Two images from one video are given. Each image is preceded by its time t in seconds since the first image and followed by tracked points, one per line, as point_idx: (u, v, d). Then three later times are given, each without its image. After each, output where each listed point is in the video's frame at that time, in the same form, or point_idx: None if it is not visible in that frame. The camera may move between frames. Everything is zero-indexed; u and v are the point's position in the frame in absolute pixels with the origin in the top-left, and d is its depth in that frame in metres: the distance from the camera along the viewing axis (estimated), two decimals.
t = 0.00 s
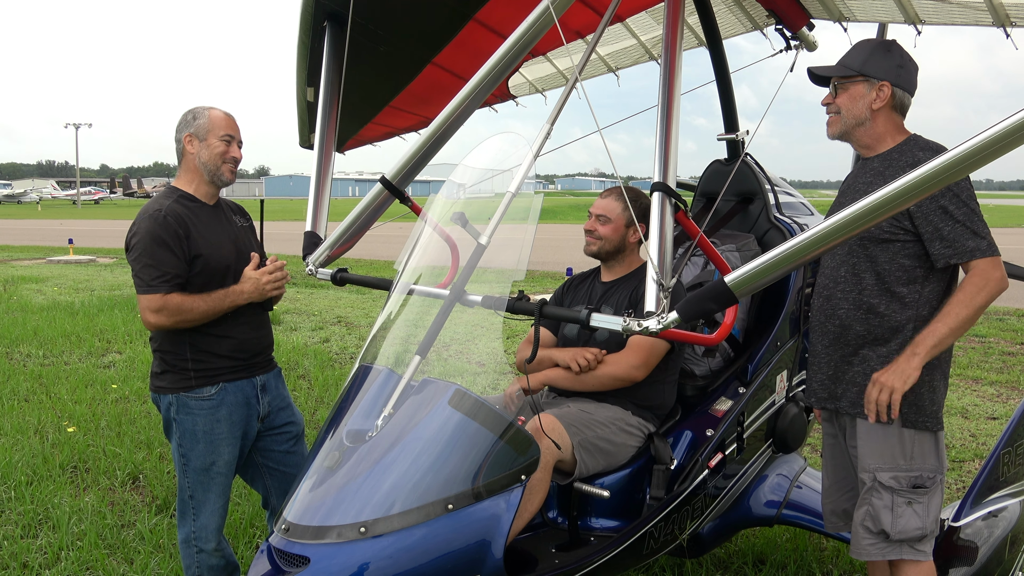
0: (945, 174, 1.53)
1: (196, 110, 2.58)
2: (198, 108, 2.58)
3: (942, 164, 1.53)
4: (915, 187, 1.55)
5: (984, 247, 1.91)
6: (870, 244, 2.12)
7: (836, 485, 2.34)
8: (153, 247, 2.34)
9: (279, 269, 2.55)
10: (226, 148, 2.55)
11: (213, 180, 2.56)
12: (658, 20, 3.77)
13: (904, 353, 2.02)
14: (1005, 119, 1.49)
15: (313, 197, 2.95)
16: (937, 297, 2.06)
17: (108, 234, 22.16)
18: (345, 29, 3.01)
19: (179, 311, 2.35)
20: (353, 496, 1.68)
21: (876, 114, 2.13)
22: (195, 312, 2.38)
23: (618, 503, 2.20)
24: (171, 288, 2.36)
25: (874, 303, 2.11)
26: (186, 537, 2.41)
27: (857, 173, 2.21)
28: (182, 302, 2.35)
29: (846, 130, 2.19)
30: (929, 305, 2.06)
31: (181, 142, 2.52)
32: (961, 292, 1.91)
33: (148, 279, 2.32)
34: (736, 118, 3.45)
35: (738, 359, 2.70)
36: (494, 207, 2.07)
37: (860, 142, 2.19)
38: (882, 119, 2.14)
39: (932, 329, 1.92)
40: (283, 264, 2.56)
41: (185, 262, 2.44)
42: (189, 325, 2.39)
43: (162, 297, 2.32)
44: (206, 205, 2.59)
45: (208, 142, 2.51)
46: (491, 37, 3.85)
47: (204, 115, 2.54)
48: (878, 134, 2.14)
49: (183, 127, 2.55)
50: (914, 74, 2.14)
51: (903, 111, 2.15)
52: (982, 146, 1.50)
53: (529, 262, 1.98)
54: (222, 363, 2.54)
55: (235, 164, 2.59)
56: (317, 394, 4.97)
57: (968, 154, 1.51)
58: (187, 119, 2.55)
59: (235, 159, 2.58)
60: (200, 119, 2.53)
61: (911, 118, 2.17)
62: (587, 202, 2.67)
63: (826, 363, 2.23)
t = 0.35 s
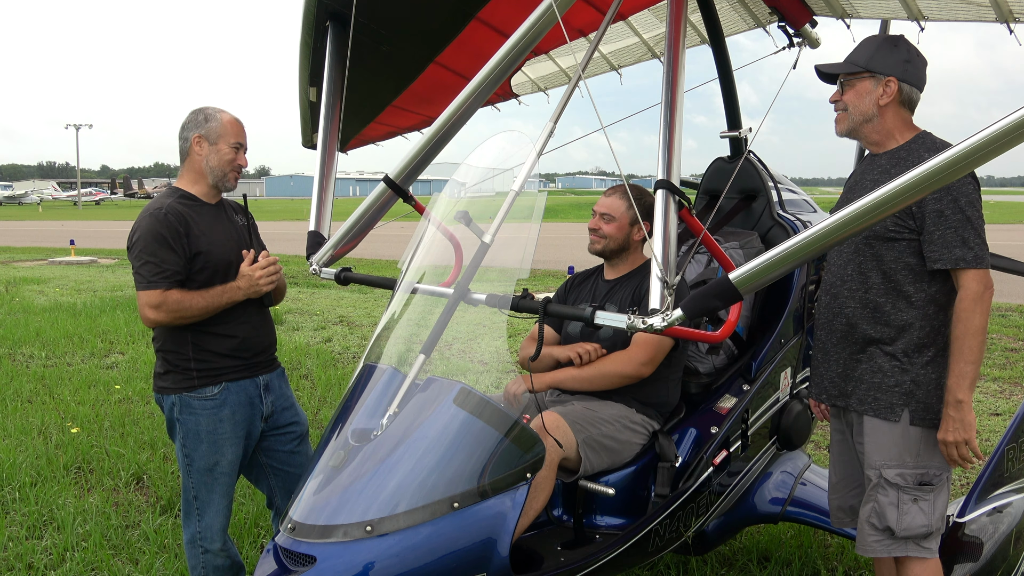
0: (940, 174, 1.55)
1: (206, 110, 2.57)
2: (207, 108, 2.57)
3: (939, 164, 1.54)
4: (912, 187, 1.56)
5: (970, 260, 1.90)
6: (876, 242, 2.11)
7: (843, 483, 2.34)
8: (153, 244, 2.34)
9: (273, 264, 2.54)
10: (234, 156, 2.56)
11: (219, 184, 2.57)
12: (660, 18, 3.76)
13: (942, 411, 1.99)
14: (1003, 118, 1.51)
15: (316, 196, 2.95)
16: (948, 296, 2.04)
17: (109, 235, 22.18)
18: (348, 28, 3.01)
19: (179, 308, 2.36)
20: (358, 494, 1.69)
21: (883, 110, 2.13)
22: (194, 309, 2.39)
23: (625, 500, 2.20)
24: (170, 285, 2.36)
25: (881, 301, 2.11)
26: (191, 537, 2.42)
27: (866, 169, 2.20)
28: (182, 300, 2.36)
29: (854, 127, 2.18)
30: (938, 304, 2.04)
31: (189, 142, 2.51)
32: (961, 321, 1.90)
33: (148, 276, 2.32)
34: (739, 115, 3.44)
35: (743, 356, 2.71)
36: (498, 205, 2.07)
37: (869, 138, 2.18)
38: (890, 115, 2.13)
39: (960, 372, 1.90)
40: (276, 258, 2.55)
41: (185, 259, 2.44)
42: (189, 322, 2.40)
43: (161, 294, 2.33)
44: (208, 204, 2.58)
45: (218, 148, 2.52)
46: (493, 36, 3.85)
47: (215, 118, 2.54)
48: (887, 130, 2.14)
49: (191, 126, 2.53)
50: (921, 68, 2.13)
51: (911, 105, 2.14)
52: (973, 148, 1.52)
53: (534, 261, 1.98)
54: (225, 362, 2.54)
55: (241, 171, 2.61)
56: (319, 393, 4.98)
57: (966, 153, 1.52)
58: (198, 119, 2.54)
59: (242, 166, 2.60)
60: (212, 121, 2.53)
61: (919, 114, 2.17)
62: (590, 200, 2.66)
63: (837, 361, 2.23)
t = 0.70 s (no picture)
0: (940, 173, 1.55)
1: (207, 109, 2.56)
2: (208, 109, 2.57)
3: (937, 164, 1.54)
4: (916, 185, 1.56)
5: (961, 261, 1.88)
6: (879, 238, 2.10)
7: (847, 481, 2.33)
8: (157, 245, 2.34)
9: (278, 265, 2.54)
10: (238, 155, 2.57)
11: (225, 183, 2.58)
12: (661, 15, 3.76)
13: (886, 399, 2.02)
14: (1003, 117, 1.51)
15: (317, 195, 2.95)
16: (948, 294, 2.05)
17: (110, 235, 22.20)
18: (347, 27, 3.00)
19: (185, 308, 2.35)
20: (362, 494, 1.69)
21: (896, 105, 2.12)
22: (200, 308, 2.39)
23: (628, 498, 2.20)
24: (175, 285, 2.36)
25: (884, 299, 2.11)
26: (194, 537, 2.42)
27: (874, 164, 2.21)
28: (188, 299, 2.36)
29: (867, 122, 2.18)
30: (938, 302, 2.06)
31: (194, 142, 2.51)
32: (931, 321, 1.91)
33: (153, 275, 2.32)
34: (741, 112, 3.44)
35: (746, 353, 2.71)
36: (501, 203, 2.07)
37: (881, 133, 2.18)
38: (903, 109, 2.13)
39: (914, 368, 1.92)
40: (281, 259, 2.54)
41: (189, 258, 2.44)
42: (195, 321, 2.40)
43: (167, 294, 2.32)
44: (212, 204, 2.58)
45: (222, 147, 2.52)
46: (493, 34, 3.84)
47: (218, 118, 2.53)
48: (899, 125, 2.14)
49: (194, 127, 2.52)
50: (935, 62, 2.12)
51: (925, 100, 2.13)
52: (972, 147, 1.52)
53: (537, 259, 1.98)
54: (227, 362, 2.54)
55: (244, 169, 2.62)
56: (321, 392, 4.98)
57: (964, 152, 1.53)
58: (201, 120, 2.53)
59: (246, 165, 2.61)
60: (215, 122, 2.52)
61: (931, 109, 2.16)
62: (592, 199, 2.65)
63: (839, 358, 2.23)
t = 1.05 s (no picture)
0: (940, 177, 1.54)
1: (201, 109, 2.55)
2: (202, 108, 2.55)
3: (938, 167, 1.54)
4: (918, 187, 1.54)
5: (954, 262, 1.86)
6: (874, 239, 2.07)
7: (848, 482, 2.31)
8: (153, 247, 2.32)
9: (284, 306, 2.51)
10: (233, 154, 2.55)
11: (220, 184, 2.55)
12: (661, 13, 3.74)
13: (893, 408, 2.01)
14: (1002, 121, 1.50)
15: (316, 195, 2.93)
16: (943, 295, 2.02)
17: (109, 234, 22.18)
18: (346, 27, 2.99)
19: (179, 314, 2.34)
20: (361, 498, 1.67)
21: (898, 101, 2.10)
22: (195, 314, 2.38)
23: (628, 500, 2.19)
24: (171, 289, 2.34)
25: (879, 300, 2.08)
26: (189, 541, 2.40)
27: (875, 165, 2.19)
28: (183, 305, 2.35)
29: (869, 119, 2.16)
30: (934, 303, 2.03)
31: (189, 142, 2.49)
32: (928, 325, 1.89)
33: (148, 279, 2.30)
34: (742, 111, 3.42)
35: (747, 354, 2.69)
36: (501, 202, 2.05)
37: (882, 131, 2.16)
38: (905, 106, 2.10)
39: (917, 374, 1.90)
40: (290, 304, 2.52)
41: (186, 261, 2.42)
42: (190, 328, 2.39)
43: (162, 298, 2.31)
44: (207, 205, 2.56)
45: (218, 146, 2.50)
46: (492, 33, 3.82)
47: (213, 117, 2.52)
48: (901, 123, 2.11)
49: (189, 127, 2.51)
50: (939, 60, 2.10)
51: (927, 98, 2.12)
52: (973, 150, 1.51)
53: (538, 258, 1.97)
54: (223, 363, 2.52)
55: (240, 169, 2.60)
56: (320, 393, 4.96)
57: (965, 156, 1.52)
58: (195, 119, 2.51)
59: (241, 164, 2.59)
60: (209, 121, 2.50)
61: (933, 108, 2.14)
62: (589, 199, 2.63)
63: (833, 360, 2.20)
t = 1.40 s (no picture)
0: (941, 171, 1.51)
1: (188, 105, 2.49)
2: (189, 104, 2.49)
3: (939, 161, 1.51)
4: (914, 184, 1.52)
5: (956, 260, 1.84)
6: (872, 237, 2.05)
7: (844, 483, 2.29)
8: (136, 249, 2.27)
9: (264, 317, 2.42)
10: (221, 151, 2.49)
11: (208, 180, 2.51)
12: (653, 9, 3.70)
13: (899, 410, 1.99)
14: (1002, 114, 1.47)
15: (303, 193, 2.88)
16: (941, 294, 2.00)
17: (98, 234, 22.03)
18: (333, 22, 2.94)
19: (158, 318, 2.29)
20: (349, 502, 1.64)
21: (892, 97, 2.08)
22: (174, 319, 2.33)
23: (621, 503, 2.16)
24: (151, 292, 2.29)
25: (877, 299, 2.05)
26: (174, 545, 2.36)
27: (869, 163, 2.16)
28: (163, 309, 2.29)
29: (863, 116, 2.13)
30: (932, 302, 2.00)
31: (175, 139, 2.45)
32: (930, 325, 1.87)
33: (128, 281, 2.25)
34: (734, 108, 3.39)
35: (740, 353, 2.66)
36: (490, 201, 2.01)
37: (875, 128, 2.14)
38: (899, 101, 2.08)
39: (922, 375, 1.88)
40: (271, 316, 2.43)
41: (171, 264, 2.37)
42: (168, 333, 2.34)
43: (142, 302, 2.25)
44: (194, 205, 2.51)
45: (204, 144, 2.45)
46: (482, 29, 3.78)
47: (200, 113, 2.46)
48: (895, 119, 2.09)
49: (175, 123, 2.46)
50: (932, 53, 2.07)
51: (922, 93, 2.09)
52: (974, 144, 1.48)
53: (528, 256, 1.94)
54: (206, 365, 2.47)
55: (228, 167, 2.55)
56: (310, 393, 4.92)
57: (966, 149, 1.49)
58: (181, 116, 2.46)
59: (229, 162, 2.54)
60: (196, 117, 2.45)
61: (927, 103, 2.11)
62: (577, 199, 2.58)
63: (831, 359, 2.18)
